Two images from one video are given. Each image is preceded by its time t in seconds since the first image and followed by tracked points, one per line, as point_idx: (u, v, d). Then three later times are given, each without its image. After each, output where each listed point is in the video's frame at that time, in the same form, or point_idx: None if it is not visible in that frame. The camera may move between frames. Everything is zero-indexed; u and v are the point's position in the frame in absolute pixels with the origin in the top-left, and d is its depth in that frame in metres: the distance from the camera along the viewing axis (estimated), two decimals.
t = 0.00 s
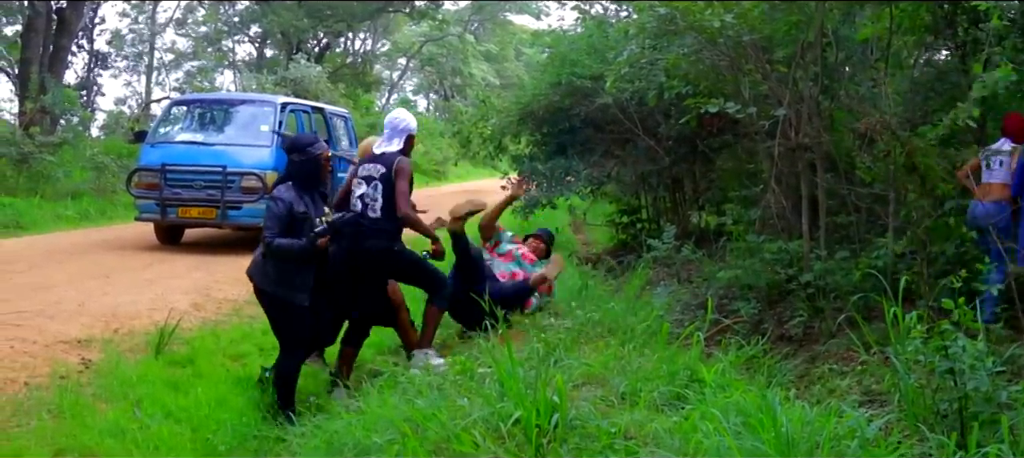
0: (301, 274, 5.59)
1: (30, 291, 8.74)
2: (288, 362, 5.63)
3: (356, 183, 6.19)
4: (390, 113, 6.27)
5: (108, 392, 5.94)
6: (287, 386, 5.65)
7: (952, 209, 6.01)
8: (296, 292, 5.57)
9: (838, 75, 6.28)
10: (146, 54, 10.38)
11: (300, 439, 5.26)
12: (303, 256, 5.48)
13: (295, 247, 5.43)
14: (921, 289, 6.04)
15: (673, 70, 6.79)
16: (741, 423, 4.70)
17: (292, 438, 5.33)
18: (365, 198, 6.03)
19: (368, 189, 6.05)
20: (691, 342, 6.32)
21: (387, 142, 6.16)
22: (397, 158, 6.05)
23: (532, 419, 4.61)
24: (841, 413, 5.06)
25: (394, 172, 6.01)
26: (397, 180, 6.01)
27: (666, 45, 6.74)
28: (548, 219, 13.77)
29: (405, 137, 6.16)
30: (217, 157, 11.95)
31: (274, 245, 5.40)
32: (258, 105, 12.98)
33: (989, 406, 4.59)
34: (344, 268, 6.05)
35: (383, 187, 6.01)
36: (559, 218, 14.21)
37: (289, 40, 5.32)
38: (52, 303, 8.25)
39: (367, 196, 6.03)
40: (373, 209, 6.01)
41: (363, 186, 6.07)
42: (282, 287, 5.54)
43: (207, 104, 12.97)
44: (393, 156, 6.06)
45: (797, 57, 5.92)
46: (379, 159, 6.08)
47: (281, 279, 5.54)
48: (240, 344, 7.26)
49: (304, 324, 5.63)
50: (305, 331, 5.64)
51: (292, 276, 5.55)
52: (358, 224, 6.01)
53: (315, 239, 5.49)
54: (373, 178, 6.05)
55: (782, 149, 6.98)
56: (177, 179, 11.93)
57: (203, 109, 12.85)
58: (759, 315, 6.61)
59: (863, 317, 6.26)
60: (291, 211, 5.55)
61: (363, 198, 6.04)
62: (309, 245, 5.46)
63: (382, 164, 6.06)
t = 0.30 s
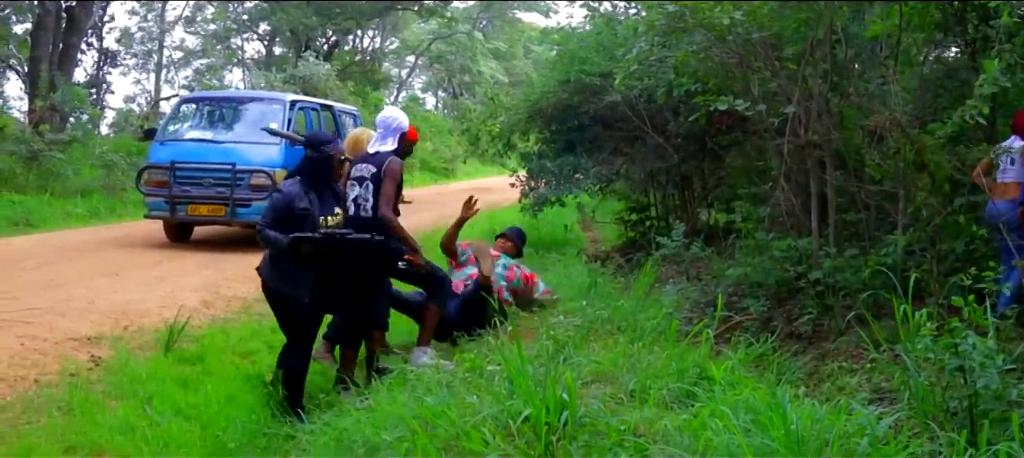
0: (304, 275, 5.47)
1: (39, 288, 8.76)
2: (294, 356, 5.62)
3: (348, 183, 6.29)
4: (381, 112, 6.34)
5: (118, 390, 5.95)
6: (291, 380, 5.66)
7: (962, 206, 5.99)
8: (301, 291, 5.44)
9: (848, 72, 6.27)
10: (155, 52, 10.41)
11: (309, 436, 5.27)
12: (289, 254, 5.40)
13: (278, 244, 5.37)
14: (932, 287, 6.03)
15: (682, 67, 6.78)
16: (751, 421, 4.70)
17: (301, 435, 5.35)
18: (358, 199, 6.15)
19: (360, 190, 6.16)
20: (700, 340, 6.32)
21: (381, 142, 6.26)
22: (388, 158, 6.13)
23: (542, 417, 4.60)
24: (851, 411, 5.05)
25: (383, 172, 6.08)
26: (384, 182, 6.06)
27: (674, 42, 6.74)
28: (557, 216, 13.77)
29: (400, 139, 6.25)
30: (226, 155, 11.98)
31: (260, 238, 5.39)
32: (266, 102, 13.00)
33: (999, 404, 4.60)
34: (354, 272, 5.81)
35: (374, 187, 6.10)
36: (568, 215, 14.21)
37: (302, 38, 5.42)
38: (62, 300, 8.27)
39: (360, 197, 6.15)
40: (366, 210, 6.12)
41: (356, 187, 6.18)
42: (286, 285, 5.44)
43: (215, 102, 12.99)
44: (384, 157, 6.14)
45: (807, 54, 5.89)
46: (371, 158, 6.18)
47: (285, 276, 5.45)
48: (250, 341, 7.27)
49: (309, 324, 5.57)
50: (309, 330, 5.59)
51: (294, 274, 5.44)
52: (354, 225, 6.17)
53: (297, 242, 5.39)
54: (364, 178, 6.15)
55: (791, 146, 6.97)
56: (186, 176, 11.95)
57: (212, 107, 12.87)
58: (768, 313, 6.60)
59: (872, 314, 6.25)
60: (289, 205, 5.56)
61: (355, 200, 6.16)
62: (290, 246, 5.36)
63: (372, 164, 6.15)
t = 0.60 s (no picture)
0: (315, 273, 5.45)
1: (47, 286, 8.79)
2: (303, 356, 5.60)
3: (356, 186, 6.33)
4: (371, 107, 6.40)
5: (126, 387, 5.97)
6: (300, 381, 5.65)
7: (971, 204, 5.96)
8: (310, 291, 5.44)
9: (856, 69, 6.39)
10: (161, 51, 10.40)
11: (317, 433, 5.28)
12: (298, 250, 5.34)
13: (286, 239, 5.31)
14: (939, 284, 6.02)
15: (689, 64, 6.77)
16: (758, 418, 4.70)
17: (308, 432, 5.36)
18: (376, 202, 6.22)
19: (377, 192, 6.23)
20: (707, 337, 6.32)
21: (382, 138, 6.36)
22: (400, 154, 6.29)
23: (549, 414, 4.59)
24: (858, 408, 5.05)
25: (401, 169, 6.24)
26: (404, 179, 6.24)
27: (682, 39, 6.73)
28: (563, 214, 13.78)
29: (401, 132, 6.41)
30: (233, 152, 12.01)
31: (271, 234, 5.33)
32: (273, 100, 12.99)
33: (1006, 401, 4.59)
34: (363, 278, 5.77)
35: (394, 187, 6.22)
36: (574, 213, 14.22)
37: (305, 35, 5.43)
38: (70, 298, 8.30)
39: (379, 198, 6.22)
40: (388, 211, 6.24)
41: (371, 190, 6.25)
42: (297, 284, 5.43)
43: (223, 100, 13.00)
44: (398, 155, 6.28)
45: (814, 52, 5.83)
46: (384, 157, 6.28)
47: (296, 274, 5.44)
48: (257, 339, 7.29)
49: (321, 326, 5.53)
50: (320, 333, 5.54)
51: (302, 272, 5.42)
52: (378, 227, 6.27)
53: (306, 234, 5.31)
54: (380, 179, 6.25)
55: (798, 143, 6.97)
56: (193, 174, 11.98)
57: (219, 104, 12.89)
58: (775, 310, 6.59)
59: (879, 311, 6.26)
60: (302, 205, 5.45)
61: (375, 203, 6.22)
62: (300, 239, 5.30)
63: (388, 164, 6.25)
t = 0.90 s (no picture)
0: (353, 280, 5.47)
1: (57, 282, 8.81)
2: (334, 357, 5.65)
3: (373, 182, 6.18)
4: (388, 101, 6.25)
5: (136, 383, 5.98)
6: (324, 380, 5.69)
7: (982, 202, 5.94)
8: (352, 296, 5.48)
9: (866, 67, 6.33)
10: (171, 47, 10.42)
11: (326, 429, 5.28)
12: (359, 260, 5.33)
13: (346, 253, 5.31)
14: (949, 282, 6.03)
15: (699, 62, 6.76)
16: (768, 415, 4.70)
17: (318, 428, 5.36)
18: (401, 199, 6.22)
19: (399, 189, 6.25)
20: (717, 334, 6.32)
21: (399, 133, 6.29)
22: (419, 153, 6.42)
23: (559, 411, 4.57)
24: (868, 406, 5.04)
25: (423, 167, 6.41)
26: (426, 177, 6.44)
27: (691, 37, 6.72)
28: (573, 211, 13.78)
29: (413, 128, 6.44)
30: (242, 148, 12.03)
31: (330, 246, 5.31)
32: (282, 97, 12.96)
33: (1018, 399, 4.56)
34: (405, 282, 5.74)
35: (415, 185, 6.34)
36: (584, 210, 14.22)
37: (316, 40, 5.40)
38: (80, 294, 8.32)
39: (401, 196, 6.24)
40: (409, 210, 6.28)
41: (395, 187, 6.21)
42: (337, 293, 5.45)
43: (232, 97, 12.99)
44: (417, 152, 6.42)
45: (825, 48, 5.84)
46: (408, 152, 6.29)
47: (338, 282, 5.43)
48: (266, 335, 7.30)
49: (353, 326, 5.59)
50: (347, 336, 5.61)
51: (343, 281, 5.43)
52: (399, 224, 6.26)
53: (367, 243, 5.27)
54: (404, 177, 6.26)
55: (808, 141, 6.97)
56: (203, 170, 12.02)
57: (228, 101, 12.88)
58: (784, 307, 6.58)
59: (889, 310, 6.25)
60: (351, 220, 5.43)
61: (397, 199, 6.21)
62: (359, 248, 5.25)
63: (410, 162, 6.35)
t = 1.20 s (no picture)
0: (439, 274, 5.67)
1: (69, 280, 8.84)
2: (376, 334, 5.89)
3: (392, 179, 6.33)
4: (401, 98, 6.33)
5: (148, 380, 6.00)
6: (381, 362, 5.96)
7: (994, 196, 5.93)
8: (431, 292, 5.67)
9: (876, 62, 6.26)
10: (181, 45, 10.45)
11: (338, 426, 5.28)
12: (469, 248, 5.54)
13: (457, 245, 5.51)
14: (961, 276, 6.01)
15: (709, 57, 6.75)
16: (780, 410, 4.69)
17: (330, 425, 5.36)
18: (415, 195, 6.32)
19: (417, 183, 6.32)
20: (728, 329, 6.31)
21: (414, 128, 6.37)
22: (437, 145, 6.41)
23: (571, 406, 4.55)
24: (880, 401, 5.02)
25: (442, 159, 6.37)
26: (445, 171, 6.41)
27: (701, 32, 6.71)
28: (583, 208, 13.78)
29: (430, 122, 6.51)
30: (252, 146, 12.05)
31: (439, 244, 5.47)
32: (293, 94, 12.94)
33: None
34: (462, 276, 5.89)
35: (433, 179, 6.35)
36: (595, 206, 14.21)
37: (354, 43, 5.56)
38: (91, 292, 8.34)
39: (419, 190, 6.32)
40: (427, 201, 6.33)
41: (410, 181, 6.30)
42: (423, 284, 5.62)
43: (243, 94, 12.99)
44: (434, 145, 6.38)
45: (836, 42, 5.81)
46: (426, 148, 6.34)
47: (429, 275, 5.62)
48: (278, 332, 7.32)
49: (413, 323, 5.71)
50: (397, 327, 5.70)
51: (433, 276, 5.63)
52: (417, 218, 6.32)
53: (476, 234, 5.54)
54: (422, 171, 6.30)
55: (819, 135, 6.95)
56: (214, 168, 12.05)
57: (239, 99, 12.88)
58: (796, 303, 6.57)
59: (901, 304, 6.22)
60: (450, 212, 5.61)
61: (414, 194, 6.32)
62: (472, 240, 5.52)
63: (428, 153, 6.34)
